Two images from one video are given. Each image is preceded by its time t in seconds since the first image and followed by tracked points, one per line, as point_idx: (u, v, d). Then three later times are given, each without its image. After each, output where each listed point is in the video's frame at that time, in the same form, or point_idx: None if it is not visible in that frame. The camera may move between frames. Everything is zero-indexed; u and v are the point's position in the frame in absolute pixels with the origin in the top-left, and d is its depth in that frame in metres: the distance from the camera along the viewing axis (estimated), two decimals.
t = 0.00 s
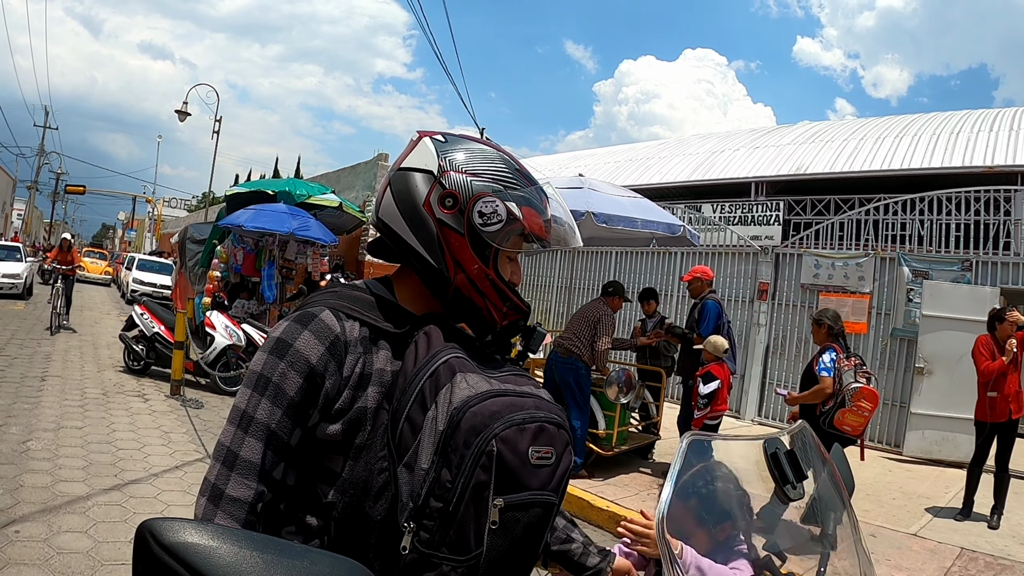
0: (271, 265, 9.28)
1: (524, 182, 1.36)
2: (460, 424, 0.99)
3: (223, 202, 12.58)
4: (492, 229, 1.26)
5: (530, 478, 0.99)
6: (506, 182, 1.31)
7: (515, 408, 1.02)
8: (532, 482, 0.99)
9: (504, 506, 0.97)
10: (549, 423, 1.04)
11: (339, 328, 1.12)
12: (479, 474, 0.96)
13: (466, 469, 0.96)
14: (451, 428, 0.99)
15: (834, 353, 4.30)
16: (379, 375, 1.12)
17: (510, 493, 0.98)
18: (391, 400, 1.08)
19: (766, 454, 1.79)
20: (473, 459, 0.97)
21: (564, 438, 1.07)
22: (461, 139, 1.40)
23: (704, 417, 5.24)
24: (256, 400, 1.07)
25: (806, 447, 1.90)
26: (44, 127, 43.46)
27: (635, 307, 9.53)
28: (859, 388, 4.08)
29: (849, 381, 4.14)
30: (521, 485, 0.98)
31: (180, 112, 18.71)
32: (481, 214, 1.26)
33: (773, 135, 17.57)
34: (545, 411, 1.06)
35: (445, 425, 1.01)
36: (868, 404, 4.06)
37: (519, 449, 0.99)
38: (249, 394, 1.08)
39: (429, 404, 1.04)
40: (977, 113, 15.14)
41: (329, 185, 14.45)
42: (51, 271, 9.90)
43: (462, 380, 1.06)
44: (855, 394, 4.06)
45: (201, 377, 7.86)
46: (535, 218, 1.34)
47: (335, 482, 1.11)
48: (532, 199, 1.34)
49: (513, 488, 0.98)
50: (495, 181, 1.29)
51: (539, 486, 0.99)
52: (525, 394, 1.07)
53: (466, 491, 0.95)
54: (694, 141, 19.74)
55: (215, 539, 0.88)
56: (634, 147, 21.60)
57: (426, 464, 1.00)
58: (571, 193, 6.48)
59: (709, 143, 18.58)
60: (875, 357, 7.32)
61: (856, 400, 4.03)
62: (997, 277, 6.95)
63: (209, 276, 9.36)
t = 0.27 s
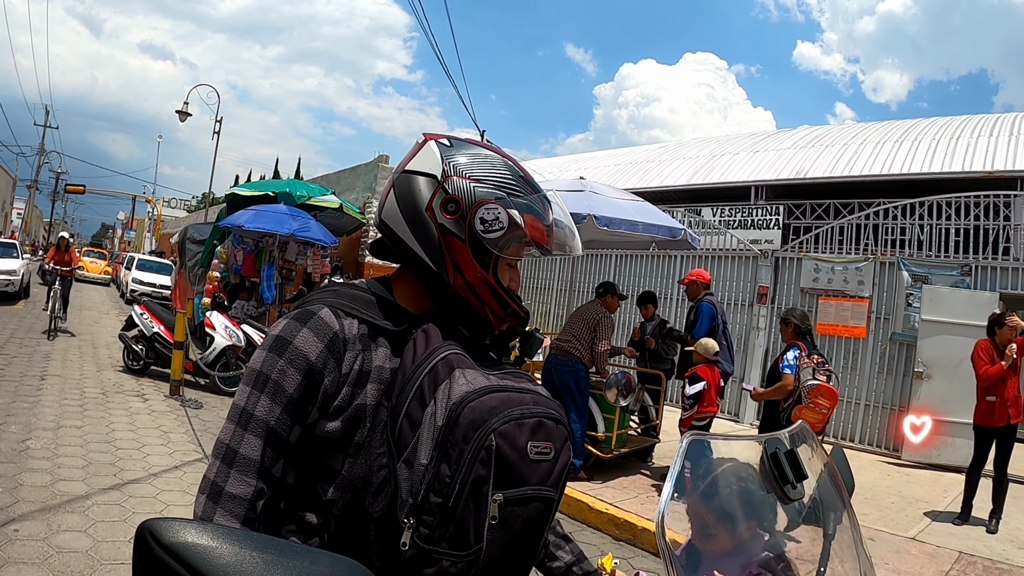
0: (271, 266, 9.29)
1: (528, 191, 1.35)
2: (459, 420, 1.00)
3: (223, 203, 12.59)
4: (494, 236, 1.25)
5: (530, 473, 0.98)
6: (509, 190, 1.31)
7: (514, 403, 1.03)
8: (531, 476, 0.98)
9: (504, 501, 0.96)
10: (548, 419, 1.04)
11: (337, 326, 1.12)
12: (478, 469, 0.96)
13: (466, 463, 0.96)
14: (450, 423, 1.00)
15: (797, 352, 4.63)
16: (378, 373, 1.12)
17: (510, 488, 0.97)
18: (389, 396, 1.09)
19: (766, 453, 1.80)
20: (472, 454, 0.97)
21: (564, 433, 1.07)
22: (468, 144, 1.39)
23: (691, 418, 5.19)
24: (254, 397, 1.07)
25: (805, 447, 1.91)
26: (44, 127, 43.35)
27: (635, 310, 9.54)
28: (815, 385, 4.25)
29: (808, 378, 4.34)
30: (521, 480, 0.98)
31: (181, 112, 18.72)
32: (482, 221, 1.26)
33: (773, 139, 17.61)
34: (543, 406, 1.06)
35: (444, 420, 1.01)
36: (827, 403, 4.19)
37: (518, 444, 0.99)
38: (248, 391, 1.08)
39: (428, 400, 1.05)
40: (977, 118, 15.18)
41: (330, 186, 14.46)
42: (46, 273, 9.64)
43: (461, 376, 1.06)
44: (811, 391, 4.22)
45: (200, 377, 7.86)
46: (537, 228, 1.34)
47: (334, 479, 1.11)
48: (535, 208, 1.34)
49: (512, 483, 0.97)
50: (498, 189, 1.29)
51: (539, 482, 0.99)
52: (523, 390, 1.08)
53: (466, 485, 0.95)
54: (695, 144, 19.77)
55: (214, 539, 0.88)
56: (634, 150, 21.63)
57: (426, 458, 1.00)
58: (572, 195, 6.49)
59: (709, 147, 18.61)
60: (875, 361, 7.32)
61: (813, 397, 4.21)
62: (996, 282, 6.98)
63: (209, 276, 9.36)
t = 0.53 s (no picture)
0: (270, 266, 9.29)
1: (533, 192, 1.37)
2: (460, 416, 1.00)
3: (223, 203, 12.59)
4: (502, 232, 1.26)
5: (529, 469, 0.97)
6: (517, 190, 1.32)
7: (513, 400, 1.02)
8: (531, 472, 0.97)
9: (504, 496, 0.96)
10: (548, 416, 1.03)
11: (335, 325, 1.12)
12: (479, 464, 0.96)
13: (467, 459, 0.96)
14: (452, 420, 1.00)
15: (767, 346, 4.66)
16: (377, 371, 1.12)
17: (511, 483, 0.96)
18: (387, 395, 1.09)
19: (765, 454, 1.79)
20: (472, 451, 0.97)
21: (563, 430, 1.06)
22: (473, 146, 1.40)
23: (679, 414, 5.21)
24: (253, 396, 1.07)
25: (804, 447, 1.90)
26: (45, 127, 43.35)
27: (635, 309, 9.54)
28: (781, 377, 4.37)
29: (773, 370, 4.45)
30: (521, 476, 0.97)
31: (181, 112, 18.72)
32: (490, 218, 1.26)
33: (773, 138, 17.60)
34: (542, 402, 1.05)
35: (445, 418, 1.01)
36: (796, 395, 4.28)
37: (518, 440, 0.98)
38: (246, 390, 1.08)
39: (428, 398, 1.05)
40: (977, 116, 15.16)
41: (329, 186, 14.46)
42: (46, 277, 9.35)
43: (460, 373, 1.06)
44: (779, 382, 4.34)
45: (200, 377, 7.86)
46: (542, 228, 1.35)
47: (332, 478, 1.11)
48: (542, 209, 1.35)
49: (513, 479, 0.97)
50: (506, 187, 1.30)
51: (538, 477, 0.98)
52: (522, 387, 1.07)
53: (466, 482, 0.95)
54: (694, 144, 19.75)
55: (214, 539, 0.88)
56: (634, 149, 21.63)
57: (427, 456, 1.00)
58: (572, 195, 6.49)
59: (709, 146, 18.61)
60: (875, 360, 7.32)
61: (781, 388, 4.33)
62: (997, 281, 6.98)
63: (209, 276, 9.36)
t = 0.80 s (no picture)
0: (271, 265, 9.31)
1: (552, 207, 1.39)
2: (491, 408, 1.01)
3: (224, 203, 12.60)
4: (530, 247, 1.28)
5: (552, 463, 0.99)
6: (542, 204, 1.34)
7: (538, 396, 1.04)
8: (553, 466, 0.99)
9: (530, 488, 0.97)
10: (567, 414, 1.05)
11: (360, 318, 1.12)
12: (509, 456, 0.97)
13: (498, 451, 0.97)
14: (483, 412, 1.01)
15: (745, 341, 4.78)
16: (398, 366, 1.13)
17: (535, 475, 0.98)
18: (409, 390, 1.09)
19: (765, 454, 1.79)
20: (504, 444, 0.97)
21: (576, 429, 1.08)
22: (495, 155, 1.40)
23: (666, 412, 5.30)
24: (276, 387, 1.06)
25: (806, 448, 1.90)
26: (45, 127, 43.40)
27: (635, 309, 9.55)
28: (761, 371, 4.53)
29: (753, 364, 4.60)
30: (545, 469, 0.98)
31: (181, 112, 18.71)
32: (517, 230, 1.27)
33: (773, 137, 17.59)
34: (560, 400, 1.07)
35: (475, 409, 1.02)
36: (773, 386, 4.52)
37: (544, 433, 0.99)
38: (267, 380, 1.07)
39: (456, 391, 1.05)
40: (978, 115, 15.15)
41: (330, 186, 14.46)
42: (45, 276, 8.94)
43: (486, 370, 1.08)
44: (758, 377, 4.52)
45: (201, 377, 7.87)
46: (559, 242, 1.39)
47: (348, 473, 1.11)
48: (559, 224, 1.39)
49: (538, 471, 0.98)
50: (533, 202, 1.31)
51: (558, 472, 0.99)
52: (543, 386, 1.09)
53: (497, 473, 0.96)
54: (695, 143, 19.73)
55: (214, 539, 0.88)
56: (634, 149, 21.62)
57: (457, 447, 1.00)
58: (572, 194, 6.49)
59: (709, 145, 18.60)
60: (875, 359, 7.32)
61: (760, 382, 4.50)
62: (997, 280, 6.97)
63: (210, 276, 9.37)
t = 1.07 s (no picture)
0: (271, 266, 9.32)
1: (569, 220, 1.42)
2: (521, 407, 1.03)
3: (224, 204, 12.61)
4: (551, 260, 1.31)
5: (570, 462, 1.04)
6: (562, 218, 1.36)
7: (559, 397, 1.08)
8: (571, 464, 1.04)
9: (553, 486, 1.01)
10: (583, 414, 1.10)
11: (388, 318, 1.12)
12: (537, 454, 1.00)
13: (527, 449, 1.00)
14: (512, 411, 1.03)
15: (723, 342, 4.84)
16: (423, 366, 1.13)
17: (557, 473, 1.03)
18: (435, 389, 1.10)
19: (765, 454, 1.79)
20: (533, 442, 1.00)
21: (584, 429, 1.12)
22: (515, 166, 1.42)
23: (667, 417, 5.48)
24: (308, 384, 1.06)
25: (805, 449, 1.90)
26: (45, 127, 43.42)
27: (635, 311, 9.55)
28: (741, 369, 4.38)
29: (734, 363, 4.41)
30: (564, 468, 1.03)
31: (182, 112, 18.72)
32: (539, 242, 1.30)
33: (774, 141, 17.61)
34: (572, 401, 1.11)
35: (504, 408, 1.04)
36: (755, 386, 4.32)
37: (567, 432, 1.04)
38: (297, 378, 1.06)
39: (485, 391, 1.07)
40: (978, 120, 15.17)
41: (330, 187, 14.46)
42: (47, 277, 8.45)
43: (512, 371, 1.11)
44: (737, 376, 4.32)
45: (201, 377, 7.87)
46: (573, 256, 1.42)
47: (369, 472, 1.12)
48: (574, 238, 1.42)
49: (559, 469, 1.03)
50: (553, 215, 1.33)
51: (575, 469, 1.05)
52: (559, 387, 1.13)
53: (526, 469, 0.99)
54: (695, 146, 19.76)
55: (214, 541, 0.88)
56: (634, 151, 21.63)
57: (487, 444, 1.02)
58: (573, 197, 6.49)
59: (709, 148, 18.62)
60: (874, 363, 7.33)
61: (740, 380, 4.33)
62: (997, 285, 6.97)
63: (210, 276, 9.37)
